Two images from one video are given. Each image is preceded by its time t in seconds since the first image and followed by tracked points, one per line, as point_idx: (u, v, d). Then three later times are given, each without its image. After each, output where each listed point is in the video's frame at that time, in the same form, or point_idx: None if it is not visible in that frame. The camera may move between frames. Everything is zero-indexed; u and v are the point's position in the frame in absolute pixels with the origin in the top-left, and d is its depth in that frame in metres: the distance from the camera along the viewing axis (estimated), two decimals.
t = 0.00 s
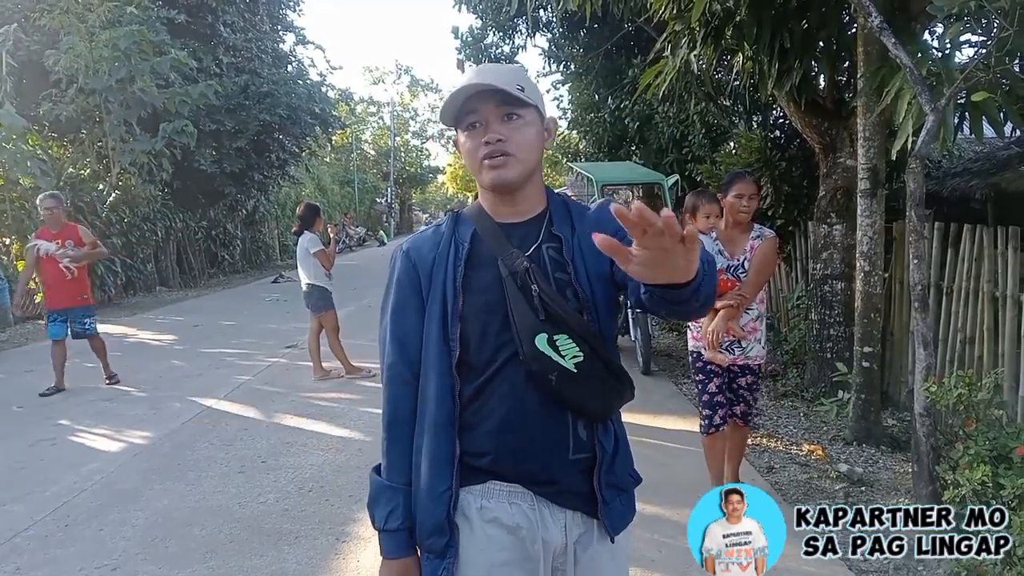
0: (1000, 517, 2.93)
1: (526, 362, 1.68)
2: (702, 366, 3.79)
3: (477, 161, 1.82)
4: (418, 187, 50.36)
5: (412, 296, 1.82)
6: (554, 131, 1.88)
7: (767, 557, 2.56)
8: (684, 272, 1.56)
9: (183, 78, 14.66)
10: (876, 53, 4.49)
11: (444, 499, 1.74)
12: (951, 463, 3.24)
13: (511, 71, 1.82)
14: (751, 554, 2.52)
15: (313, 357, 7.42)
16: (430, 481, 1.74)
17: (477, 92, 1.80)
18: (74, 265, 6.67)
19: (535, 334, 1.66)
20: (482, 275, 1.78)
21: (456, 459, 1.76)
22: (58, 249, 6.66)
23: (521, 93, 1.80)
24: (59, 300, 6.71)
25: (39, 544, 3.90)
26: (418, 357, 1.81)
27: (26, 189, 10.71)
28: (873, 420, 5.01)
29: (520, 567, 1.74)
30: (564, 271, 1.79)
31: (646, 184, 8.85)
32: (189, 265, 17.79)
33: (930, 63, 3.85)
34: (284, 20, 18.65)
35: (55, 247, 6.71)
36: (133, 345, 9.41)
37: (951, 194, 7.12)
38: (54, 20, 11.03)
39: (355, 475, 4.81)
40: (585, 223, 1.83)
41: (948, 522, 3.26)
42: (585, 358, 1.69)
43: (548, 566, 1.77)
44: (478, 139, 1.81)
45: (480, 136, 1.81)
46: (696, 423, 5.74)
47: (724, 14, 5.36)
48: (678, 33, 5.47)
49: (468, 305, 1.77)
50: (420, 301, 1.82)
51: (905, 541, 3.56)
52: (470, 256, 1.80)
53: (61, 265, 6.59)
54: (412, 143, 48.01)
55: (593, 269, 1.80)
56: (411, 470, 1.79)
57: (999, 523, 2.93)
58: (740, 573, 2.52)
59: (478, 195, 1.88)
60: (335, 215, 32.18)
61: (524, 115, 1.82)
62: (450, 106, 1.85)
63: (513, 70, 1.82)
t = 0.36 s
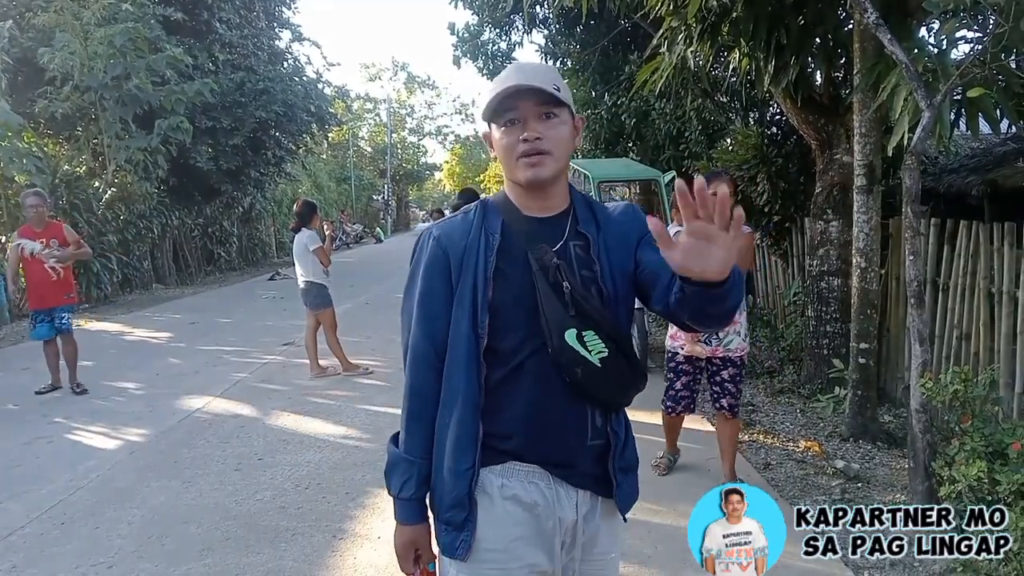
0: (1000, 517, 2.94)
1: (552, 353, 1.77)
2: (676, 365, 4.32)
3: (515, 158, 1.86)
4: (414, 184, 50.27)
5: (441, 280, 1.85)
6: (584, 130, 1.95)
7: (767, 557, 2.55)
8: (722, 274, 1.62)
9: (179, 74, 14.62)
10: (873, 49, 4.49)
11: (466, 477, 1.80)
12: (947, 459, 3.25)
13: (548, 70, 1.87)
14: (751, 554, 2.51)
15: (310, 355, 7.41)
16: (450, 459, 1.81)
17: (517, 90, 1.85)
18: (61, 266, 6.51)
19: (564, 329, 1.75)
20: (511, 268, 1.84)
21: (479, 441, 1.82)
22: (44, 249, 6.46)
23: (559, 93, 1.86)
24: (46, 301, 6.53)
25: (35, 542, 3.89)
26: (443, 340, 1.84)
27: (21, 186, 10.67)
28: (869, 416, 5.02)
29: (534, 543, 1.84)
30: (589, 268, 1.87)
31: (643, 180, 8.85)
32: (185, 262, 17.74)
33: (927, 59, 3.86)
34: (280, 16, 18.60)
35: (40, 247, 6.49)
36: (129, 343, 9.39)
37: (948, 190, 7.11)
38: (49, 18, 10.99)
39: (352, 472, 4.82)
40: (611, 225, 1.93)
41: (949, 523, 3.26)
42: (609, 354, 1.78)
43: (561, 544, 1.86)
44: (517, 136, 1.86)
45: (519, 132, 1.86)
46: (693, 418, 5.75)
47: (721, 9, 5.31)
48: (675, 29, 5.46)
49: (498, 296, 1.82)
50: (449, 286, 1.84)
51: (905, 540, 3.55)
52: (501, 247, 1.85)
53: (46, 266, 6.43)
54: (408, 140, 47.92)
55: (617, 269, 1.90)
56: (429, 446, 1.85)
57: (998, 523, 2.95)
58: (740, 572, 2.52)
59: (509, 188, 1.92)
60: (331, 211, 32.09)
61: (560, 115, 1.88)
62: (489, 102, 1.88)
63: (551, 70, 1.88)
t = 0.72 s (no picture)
0: (1000, 518, 2.96)
1: (554, 351, 1.81)
2: (652, 357, 4.52)
3: (529, 162, 1.89)
4: (413, 185, 50.27)
5: (452, 276, 1.88)
6: (597, 139, 1.98)
7: (767, 558, 2.55)
8: (697, 259, 1.76)
9: (177, 76, 14.62)
10: (869, 49, 4.49)
11: (469, 461, 1.82)
12: (945, 459, 3.24)
13: (566, 81, 1.90)
14: (751, 554, 2.51)
15: (309, 356, 7.40)
16: (455, 443, 1.83)
17: (537, 98, 1.87)
18: (54, 273, 6.38)
19: (566, 327, 1.80)
20: (519, 265, 1.88)
21: (482, 430, 1.84)
22: (37, 255, 6.36)
23: (576, 103, 1.89)
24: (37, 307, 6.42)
25: (34, 545, 3.89)
26: (452, 332, 1.88)
27: (19, 189, 10.67)
28: (868, 415, 5.03)
29: (535, 530, 1.85)
30: (593, 270, 1.91)
31: (641, 180, 8.85)
32: (183, 264, 17.73)
33: (923, 58, 3.85)
34: (277, 18, 18.60)
35: (36, 252, 6.40)
36: (128, 345, 9.39)
37: (945, 189, 7.11)
38: (46, 20, 10.99)
39: (351, 472, 4.82)
40: (617, 229, 1.97)
41: (949, 523, 3.26)
42: (608, 353, 1.83)
43: (561, 531, 1.89)
44: (533, 142, 1.89)
45: (535, 138, 1.89)
46: (691, 418, 5.76)
47: (717, 9, 5.31)
48: (671, 29, 5.42)
49: (505, 293, 1.86)
50: (460, 281, 1.88)
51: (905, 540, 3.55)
52: (509, 246, 1.89)
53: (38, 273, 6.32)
54: (406, 141, 47.94)
55: (620, 271, 1.94)
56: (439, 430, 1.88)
57: (998, 523, 2.96)
58: (740, 573, 2.52)
59: (521, 190, 1.96)
60: (329, 213, 32.09)
61: (575, 124, 1.91)
62: (508, 108, 1.91)
63: (569, 80, 1.91)
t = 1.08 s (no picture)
0: (1000, 518, 2.97)
1: (553, 342, 1.82)
2: (646, 351, 4.55)
3: (529, 158, 1.91)
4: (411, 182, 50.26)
5: (454, 270, 1.92)
6: (599, 138, 1.98)
7: (767, 556, 2.56)
8: (684, 242, 1.77)
9: (175, 74, 14.60)
10: (867, 45, 4.50)
11: (465, 450, 1.84)
12: (944, 455, 3.24)
13: (567, 79, 1.91)
14: (751, 554, 2.51)
15: (308, 354, 7.40)
16: (453, 432, 1.85)
17: (536, 96, 1.89)
18: (57, 270, 6.34)
19: (565, 318, 1.81)
20: (519, 258, 1.89)
21: (480, 419, 1.86)
22: (40, 250, 6.30)
23: (575, 102, 1.89)
24: (38, 304, 6.39)
25: (33, 543, 3.89)
26: (455, 324, 1.91)
27: (17, 187, 10.65)
28: (867, 412, 5.04)
29: (534, 517, 1.85)
30: (594, 261, 1.91)
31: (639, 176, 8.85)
32: (182, 262, 17.72)
33: (921, 55, 3.85)
34: (274, 15, 18.57)
35: (40, 248, 6.35)
36: (126, 343, 9.38)
37: (944, 185, 7.11)
38: (43, 17, 10.96)
39: (350, 469, 4.82)
40: (619, 221, 1.96)
41: (948, 523, 3.25)
42: (606, 343, 1.84)
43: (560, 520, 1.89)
44: (531, 138, 1.91)
45: (534, 134, 1.90)
46: (690, 415, 5.77)
47: (716, 5, 5.31)
48: (669, 26, 5.38)
49: (505, 284, 1.87)
50: (462, 275, 1.91)
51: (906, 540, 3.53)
52: (510, 240, 1.90)
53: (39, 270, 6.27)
54: (405, 138, 47.92)
55: (620, 262, 1.93)
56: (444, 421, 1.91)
57: (998, 524, 2.98)
58: (740, 572, 2.52)
59: (523, 186, 1.97)
60: (328, 210, 32.07)
61: (575, 121, 1.91)
62: (508, 106, 1.93)
63: (570, 80, 1.91)
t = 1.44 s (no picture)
0: (999, 517, 2.96)
1: (548, 343, 1.83)
2: (655, 347, 4.55)
3: (529, 157, 1.91)
4: (413, 181, 50.26)
5: (452, 271, 1.93)
6: (598, 136, 1.99)
7: (767, 556, 2.56)
8: (664, 182, 1.79)
9: (177, 72, 14.61)
10: (869, 43, 4.49)
11: (457, 451, 1.86)
12: (945, 453, 3.24)
13: (566, 77, 1.92)
14: (751, 554, 2.51)
15: (310, 352, 7.41)
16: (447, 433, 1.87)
17: (535, 92, 1.90)
18: (63, 269, 6.33)
19: (560, 320, 1.81)
20: (517, 260, 1.90)
21: (473, 420, 1.87)
22: (44, 250, 6.27)
23: (574, 98, 1.91)
24: (42, 304, 6.34)
25: (35, 540, 3.90)
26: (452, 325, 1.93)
27: (19, 185, 10.67)
28: (868, 410, 5.04)
29: (529, 516, 1.85)
30: (591, 261, 1.91)
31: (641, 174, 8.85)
32: (184, 261, 17.75)
33: (923, 53, 3.84)
34: (276, 14, 18.57)
35: (43, 247, 6.31)
36: (128, 341, 9.40)
37: (946, 184, 7.10)
38: (45, 16, 10.97)
39: (352, 468, 4.83)
40: (617, 219, 1.96)
41: (948, 522, 3.26)
42: (602, 345, 1.84)
43: (554, 520, 1.89)
44: (532, 136, 1.91)
45: (534, 133, 1.91)
46: (691, 413, 5.78)
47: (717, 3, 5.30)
48: (671, 24, 5.38)
49: (502, 286, 1.88)
50: (460, 276, 1.92)
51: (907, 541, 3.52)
52: (507, 242, 1.91)
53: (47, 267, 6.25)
54: (407, 137, 47.93)
55: (617, 261, 1.93)
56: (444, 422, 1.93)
57: (998, 524, 2.97)
58: (740, 572, 2.52)
59: (524, 188, 1.97)
60: (330, 209, 32.08)
61: (574, 118, 1.93)
62: (508, 106, 1.94)
63: (568, 77, 1.93)
